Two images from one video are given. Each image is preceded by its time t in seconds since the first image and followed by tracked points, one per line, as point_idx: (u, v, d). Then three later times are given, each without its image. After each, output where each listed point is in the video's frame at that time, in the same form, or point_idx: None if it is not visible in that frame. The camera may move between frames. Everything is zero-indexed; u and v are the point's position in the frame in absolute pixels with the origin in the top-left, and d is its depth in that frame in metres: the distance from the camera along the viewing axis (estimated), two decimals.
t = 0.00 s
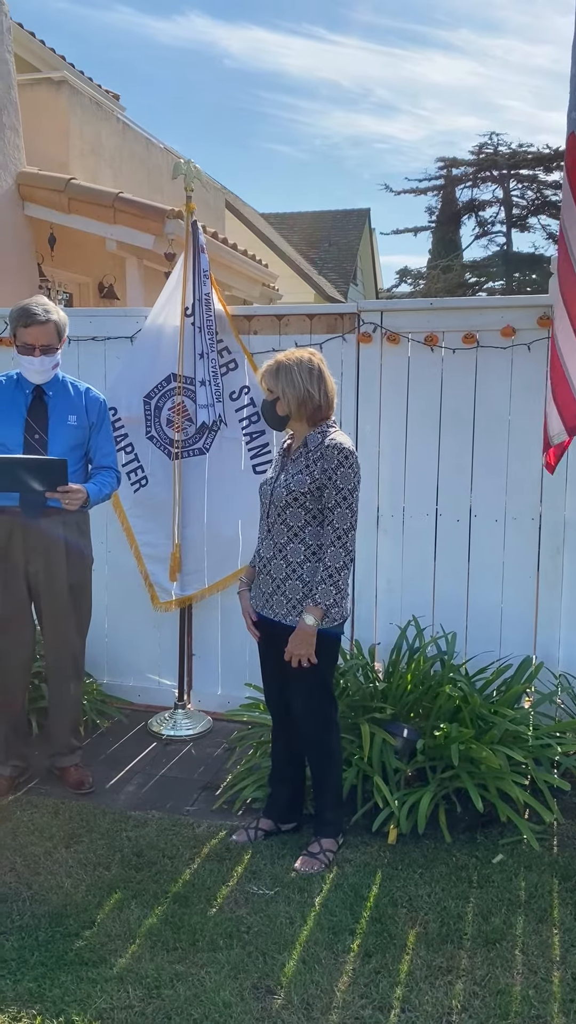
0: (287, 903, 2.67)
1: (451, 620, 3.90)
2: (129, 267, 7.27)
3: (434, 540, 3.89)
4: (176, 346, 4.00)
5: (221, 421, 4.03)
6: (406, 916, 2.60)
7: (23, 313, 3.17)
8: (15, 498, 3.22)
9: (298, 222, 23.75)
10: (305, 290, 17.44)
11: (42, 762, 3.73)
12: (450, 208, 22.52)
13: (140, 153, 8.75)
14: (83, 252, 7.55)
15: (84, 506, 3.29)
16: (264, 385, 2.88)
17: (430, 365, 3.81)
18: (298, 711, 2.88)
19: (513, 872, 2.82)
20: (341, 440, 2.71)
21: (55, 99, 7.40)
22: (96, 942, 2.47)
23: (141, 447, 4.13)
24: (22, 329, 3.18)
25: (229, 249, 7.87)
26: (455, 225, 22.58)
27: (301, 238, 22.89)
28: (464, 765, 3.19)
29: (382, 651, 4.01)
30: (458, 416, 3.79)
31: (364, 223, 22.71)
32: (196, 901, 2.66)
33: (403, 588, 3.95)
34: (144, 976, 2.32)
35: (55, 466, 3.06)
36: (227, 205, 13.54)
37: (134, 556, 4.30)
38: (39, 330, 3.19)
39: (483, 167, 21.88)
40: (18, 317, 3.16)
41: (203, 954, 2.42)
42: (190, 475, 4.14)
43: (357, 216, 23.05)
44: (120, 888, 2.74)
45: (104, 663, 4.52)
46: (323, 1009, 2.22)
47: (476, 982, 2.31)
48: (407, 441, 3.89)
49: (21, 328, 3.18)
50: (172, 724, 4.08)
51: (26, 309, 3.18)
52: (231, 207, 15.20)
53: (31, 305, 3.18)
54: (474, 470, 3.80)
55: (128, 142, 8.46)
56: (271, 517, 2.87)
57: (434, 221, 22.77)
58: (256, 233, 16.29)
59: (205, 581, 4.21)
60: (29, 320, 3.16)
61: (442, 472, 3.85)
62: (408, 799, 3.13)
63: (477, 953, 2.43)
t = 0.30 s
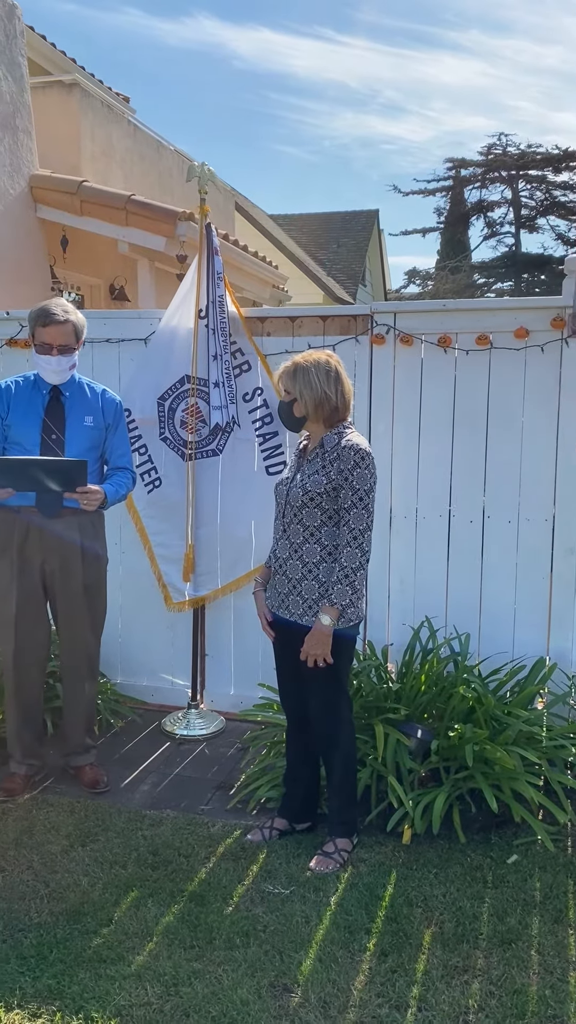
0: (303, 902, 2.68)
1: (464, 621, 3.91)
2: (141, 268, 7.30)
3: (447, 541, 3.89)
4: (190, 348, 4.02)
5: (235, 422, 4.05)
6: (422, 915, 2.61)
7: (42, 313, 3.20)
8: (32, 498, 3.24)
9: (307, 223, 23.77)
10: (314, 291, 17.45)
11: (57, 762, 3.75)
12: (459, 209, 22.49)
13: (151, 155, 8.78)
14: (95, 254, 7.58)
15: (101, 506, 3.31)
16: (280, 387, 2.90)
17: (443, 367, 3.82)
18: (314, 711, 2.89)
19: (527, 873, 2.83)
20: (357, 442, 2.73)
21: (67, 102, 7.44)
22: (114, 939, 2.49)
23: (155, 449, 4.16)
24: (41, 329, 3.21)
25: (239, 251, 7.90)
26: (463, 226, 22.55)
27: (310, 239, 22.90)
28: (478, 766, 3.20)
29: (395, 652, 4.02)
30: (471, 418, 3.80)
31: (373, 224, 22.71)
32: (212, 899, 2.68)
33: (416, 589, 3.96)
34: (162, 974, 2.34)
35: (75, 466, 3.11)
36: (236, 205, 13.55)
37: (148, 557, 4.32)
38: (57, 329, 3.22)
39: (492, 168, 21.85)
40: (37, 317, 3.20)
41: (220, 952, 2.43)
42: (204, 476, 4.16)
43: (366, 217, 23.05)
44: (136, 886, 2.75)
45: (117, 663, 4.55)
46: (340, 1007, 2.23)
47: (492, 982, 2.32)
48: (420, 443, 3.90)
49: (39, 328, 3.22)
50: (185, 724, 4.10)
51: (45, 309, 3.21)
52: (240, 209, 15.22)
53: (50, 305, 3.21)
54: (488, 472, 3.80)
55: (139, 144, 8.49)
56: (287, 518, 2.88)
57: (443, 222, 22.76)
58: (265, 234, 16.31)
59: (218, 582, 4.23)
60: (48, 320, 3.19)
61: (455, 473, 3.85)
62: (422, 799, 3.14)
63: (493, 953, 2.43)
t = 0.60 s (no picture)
0: (314, 904, 2.68)
1: (478, 624, 3.89)
2: (154, 271, 7.32)
3: (460, 543, 3.88)
4: (203, 350, 4.03)
5: (247, 424, 4.05)
6: (434, 918, 2.60)
7: (57, 314, 3.20)
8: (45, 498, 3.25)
9: (320, 225, 23.77)
10: (328, 293, 17.44)
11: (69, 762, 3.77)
12: (473, 210, 22.43)
13: (165, 158, 8.81)
14: (109, 257, 7.61)
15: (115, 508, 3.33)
16: (293, 388, 2.90)
17: (456, 368, 3.81)
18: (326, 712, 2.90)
19: (540, 877, 2.81)
20: (370, 443, 2.72)
21: (81, 105, 7.48)
22: (125, 939, 2.50)
23: (167, 450, 4.17)
24: (55, 330, 3.23)
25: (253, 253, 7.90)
26: (477, 228, 22.50)
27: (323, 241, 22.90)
28: (491, 769, 3.18)
29: (407, 655, 4.01)
30: (485, 419, 3.79)
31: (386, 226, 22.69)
32: (224, 901, 2.68)
33: (429, 591, 3.95)
34: (173, 974, 2.34)
35: (88, 466, 3.11)
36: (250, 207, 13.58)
37: (161, 558, 4.33)
38: (72, 331, 3.23)
39: (507, 169, 21.77)
40: (52, 318, 3.20)
41: (232, 954, 2.43)
42: (216, 478, 4.17)
43: (379, 219, 23.03)
44: (149, 887, 2.76)
45: (130, 665, 4.56)
46: (352, 1010, 2.23)
47: (504, 986, 2.31)
48: (432, 445, 3.89)
49: (55, 329, 3.23)
50: (197, 725, 4.11)
51: (61, 311, 3.21)
52: (253, 211, 15.25)
53: (66, 307, 3.21)
54: (501, 473, 3.79)
55: (153, 147, 8.52)
56: (299, 519, 2.89)
57: (457, 223, 22.70)
58: (278, 236, 16.32)
59: (231, 583, 4.23)
60: (63, 322, 3.20)
61: (468, 475, 3.84)
62: (434, 802, 3.13)
63: (505, 957, 2.42)
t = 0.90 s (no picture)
0: (331, 908, 2.67)
1: (494, 628, 3.88)
2: (171, 275, 7.35)
3: (477, 547, 3.87)
4: (220, 353, 4.05)
5: (264, 427, 4.06)
6: (451, 924, 2.59)
7: (76, 319, 3.25)
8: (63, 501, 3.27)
9: (335, 228, 23.78)
10: (343, 296, 17.44)
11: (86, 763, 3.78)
12: (489, 213, 22.38)
13: (181, 162, 8.85)
14: (126, 260, 7.65)
15: (133, 511, 3.35)
16: (311, 391, 2.90)
17: (474, 371, 3.80)
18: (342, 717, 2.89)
19: (558, 883, 2.80)
20: (387, 446, 2.72)
21: (99, 110, 7.53)
22: (142, 941, 2.51)
23: (184, 453, 4.18)
24: (74, 335, 3.25)
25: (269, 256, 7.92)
26: (493, 231, 22.45)
27: (338, 244, 22.91)
28: (508, 774, 3.16)
29: (424, 659, 4.00)
30: (503, 423, 3.77)
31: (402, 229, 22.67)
32: (240, 904, 2.68)
33: (446, 595, 3.94)
34: (190, 977, 2.35)
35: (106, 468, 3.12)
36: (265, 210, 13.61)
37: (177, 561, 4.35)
38: (90, 337, 3.26)
39: (523, 172, 21.70)
40: (71, 323, 3.24)
41: (248, 957, 2.43)
42: (233, 481, 4.18)
43: (394, 222, 23.01)
44: (165, 889, 2.77)
45: (146, 668, 4.58)
46: (369, 1015, 2.22)
47: (522, 993, 2.30)
48: (449, 448, 3.88)
49: (73, 334, 3.26)
50: (213, 725, 4.14)
51: (79, 316, 3.26)
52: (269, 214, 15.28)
53: (84, 312, 3.26)
54: (518, 478, 3.77)
55: (169, 151, 8.56)
56: (316, 522, 2.89)
57: (472, 226, 22.65)
58: (294, 239, 16.34)
59: (247, 586, 4.24)
60: (82, 326, 3.23)
61: (485, 479, 3.83)
62: (451, 806, 3.12)
63: (523, 964, 2.41)
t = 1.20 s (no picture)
0: (352, 911, 2.67)
1: (516, 632, 3.85)
2: (191, 278, 7.38)
3: (499, 550, 3.85)
4: (241, 356, 4.05)
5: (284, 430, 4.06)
6: (473, 929, 2.57)
7: (97, 322, 3.26)
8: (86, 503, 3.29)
9: (353, 231, 23.78)
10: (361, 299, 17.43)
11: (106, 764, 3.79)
12: (508, 215, 22.30)
13: (200, 165, 8.88)
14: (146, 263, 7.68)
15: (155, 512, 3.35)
16: (333, 394, 2.90)
17: (496, 374, 3.78)
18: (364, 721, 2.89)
19: None
20: (410, 448, 2.71)
21: (119, 114, 7.58)
22: (164, 942, 2.51)
23: (205, 456, 4.20)
24: (95, 337, 3.28)
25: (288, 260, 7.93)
26: (511, 233, 22.36)
27: (356, 247, 22.90)
28: (530, 778, 3.14)
29: (445, 662, 3.99)
30: (525, 425, 3.75)
31: (419, 232, 22.63)
32: (261, 906, 2.68)
33: (467, 598, 3.92)
34: (212, 979, 2.35)
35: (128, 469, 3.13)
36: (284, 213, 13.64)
37: (197, 563, 4.36)
38: (111, 339, 3.28)
39: (541, 174, 21.61)
40: (92, 326, 3.27)
41: (270, 960, 2.43)
42: (253, 484, 4.18)
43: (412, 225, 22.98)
44: (186, 890, 2.77)
45: (165, 670, 4.59)
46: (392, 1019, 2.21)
47: (546, 1001, 2.28)
48: (471, 451, 3.86)
49: (94, 335, 3.28)
50: (233, 726, 4.16)
51: (101, 319, 3.27)
52: (287, 218, 15.31)
53: (105, 315, 3.27)
54: (541, 481, 3.75)
55: (189, 155, 8.59)
56: (338, 524, 2.88)
57: (491, 229, 22.58)
58: (311, 242, 16.35)
59: (266, 589, 4.24)
60: (102, 329, 3.25)
61: (507, 482, 3.81)
62: (473, 810, 3.10)
63: (547, 971, 2.38)
